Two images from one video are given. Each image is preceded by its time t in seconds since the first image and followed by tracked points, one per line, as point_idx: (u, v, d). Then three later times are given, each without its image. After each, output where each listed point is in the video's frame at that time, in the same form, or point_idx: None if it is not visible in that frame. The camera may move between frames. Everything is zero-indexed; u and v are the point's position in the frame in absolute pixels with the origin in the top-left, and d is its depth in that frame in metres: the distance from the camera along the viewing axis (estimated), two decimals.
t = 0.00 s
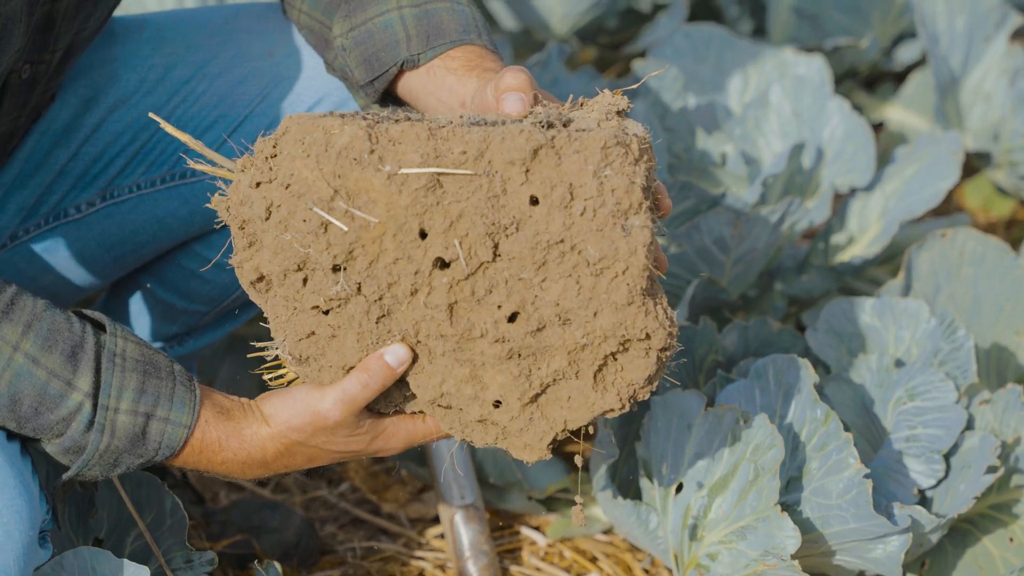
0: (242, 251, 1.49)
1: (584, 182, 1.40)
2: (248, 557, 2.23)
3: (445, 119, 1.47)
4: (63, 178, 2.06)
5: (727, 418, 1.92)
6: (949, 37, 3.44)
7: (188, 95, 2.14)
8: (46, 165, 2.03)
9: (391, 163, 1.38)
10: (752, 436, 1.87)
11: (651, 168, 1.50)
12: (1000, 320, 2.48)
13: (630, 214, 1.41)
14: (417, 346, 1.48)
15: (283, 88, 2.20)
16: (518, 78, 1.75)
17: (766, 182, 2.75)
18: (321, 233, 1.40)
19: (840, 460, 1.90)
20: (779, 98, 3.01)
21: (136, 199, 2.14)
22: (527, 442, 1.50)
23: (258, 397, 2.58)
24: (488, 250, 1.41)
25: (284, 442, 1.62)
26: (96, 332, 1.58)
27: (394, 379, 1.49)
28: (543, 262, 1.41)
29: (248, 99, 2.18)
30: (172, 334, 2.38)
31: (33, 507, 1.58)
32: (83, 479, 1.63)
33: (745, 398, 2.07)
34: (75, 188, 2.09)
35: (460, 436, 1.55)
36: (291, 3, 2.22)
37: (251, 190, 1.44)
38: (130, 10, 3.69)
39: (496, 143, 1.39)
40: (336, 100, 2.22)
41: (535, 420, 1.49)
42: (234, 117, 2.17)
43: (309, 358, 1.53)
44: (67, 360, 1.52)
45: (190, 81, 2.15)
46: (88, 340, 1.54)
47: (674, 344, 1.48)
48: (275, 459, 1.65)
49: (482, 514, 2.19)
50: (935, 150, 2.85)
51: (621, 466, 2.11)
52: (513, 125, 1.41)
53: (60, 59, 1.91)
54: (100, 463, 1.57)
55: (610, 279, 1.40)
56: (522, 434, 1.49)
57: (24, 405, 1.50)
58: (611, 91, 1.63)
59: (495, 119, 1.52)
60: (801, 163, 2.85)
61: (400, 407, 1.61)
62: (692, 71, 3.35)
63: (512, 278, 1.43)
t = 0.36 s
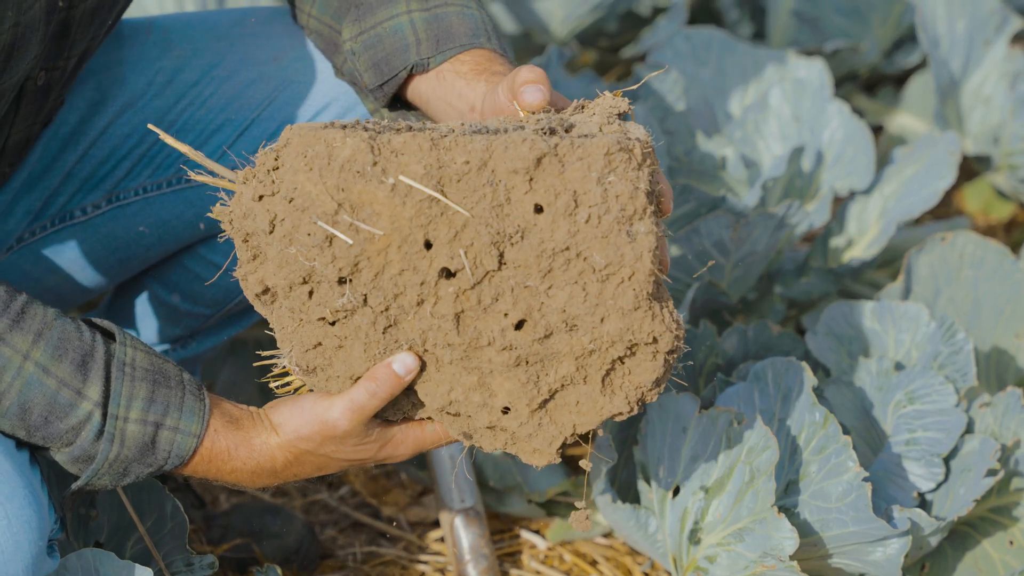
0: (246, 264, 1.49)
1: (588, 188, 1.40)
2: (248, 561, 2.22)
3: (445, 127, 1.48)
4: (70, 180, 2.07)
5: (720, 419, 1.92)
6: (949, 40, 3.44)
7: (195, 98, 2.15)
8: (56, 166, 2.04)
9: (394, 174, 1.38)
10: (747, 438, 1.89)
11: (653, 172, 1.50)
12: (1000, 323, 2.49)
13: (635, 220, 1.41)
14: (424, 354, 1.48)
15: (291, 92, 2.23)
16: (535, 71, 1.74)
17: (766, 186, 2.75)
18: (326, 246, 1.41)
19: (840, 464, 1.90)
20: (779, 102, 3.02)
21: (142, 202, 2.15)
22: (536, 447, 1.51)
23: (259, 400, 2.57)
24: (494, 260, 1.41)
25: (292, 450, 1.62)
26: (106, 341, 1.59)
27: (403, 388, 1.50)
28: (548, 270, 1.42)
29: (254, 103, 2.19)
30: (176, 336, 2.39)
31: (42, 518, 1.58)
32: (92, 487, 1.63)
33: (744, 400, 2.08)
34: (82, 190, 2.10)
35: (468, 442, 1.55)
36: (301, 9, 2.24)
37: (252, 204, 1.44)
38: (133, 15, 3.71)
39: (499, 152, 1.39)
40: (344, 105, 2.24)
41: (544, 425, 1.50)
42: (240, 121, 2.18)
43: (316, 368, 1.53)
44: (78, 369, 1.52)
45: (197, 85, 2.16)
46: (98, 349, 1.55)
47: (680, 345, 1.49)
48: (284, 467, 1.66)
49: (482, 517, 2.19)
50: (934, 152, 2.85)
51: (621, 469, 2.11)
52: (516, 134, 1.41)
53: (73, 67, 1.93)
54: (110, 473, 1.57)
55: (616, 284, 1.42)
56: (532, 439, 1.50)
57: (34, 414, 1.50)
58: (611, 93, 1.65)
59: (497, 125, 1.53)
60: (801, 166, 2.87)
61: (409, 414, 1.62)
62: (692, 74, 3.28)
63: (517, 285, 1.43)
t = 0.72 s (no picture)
0: (246, 260, 1.48)
1: (588, 178, 1.41)
2: (248, 564, 2.21)
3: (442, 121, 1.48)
4: (70, 182, 2.08)
5: (720, 421, 1.92)
6: (949, 42, 3.44)
7: (195, 100, 2.16)
8: (54, 170, 2.04)
9: (394, 168, 1.39)
10: (747, 440, 1.88)
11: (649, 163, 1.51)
12: (1000, 325, 2.49)
13: (635, 209, 1.43)
14: (425, 347, 1.49)
15: (290, 94, 2.22)
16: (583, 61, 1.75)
17: (766, 187, 2.75)
18: (328, 240, 1.41)
19: (841, 466, 1.91)
20: (779, 104, 3.03)
21: (143, 204, 2.15)
22: (538, 437, 1.52)
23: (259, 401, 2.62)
24: (495, 251, 1.42)
25: (295, 448, 1.63)
26: (107, 343, 1.59)
27: (404, 381, 1.49)
28: (550, 260, 1.43)
29: (254, 105, 2.19)
30: (176, 338, 2.39)
31: (43, 523, 1.58)
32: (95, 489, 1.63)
33: (744, 402, 2.07)
34: (81, 192, 2.10)
35: (470, 434, 1.56)
36: (302, 9, 2.28)
37: (252, 200, 1.43)
38: (133, 16, 3.72)
39: (499, 145, 1.40)
40: (345, 107, 2.24)
41: (546, 415, 1.51)
42: (239, 123, 2.18)
43: (317, 364, 1.53)
44: (79, 372, 1.52)
45: (197, 86, 2.17)
46: (100, 351, 1.55)
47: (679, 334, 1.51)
48: (287, 465, 1.66)
49: (482, 519, 2.20)
50: (934, 154, 2.85)
51: (621, 471, 2.11)
52: (515, 126, 1.41)
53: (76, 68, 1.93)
54: (113, 474, 1.57)
55: (617, 273, 1.43)
56: (534, 429, 1.51)
57: (37, 417, 1.51)
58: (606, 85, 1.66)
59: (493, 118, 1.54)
60: (801, 168, 2.88)
61: (409, 409, 1.62)
62: (692, 76, 3.26)
63: (519, 276, 1.44)
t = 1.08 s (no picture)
0: (242, 254, 1.49)
1: (586, 173, 1.41)
2: (248, 566, 2.22)
3: (439, 116, 1.48)
4: (70, 184, 2.07)
5: (724, 424, 1.93)
6: (948, 44, 3.44)
7: (195, 103, 2.17)
8: (53, 171, 2.03)
9: (394, 162, 1.38)
10: (748, 443, 1.88)
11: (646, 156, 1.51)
12: (1000, 326, 2.49)
13: (634, 204, 1.43)
14: (422, 341, 1.49)
15: (290, 97, 2.24)
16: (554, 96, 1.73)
17: (766, 189, 2.75)
18: (328, 235, 1.40)
19: (840, 467, 1.90)
20: (779, 105, 3.03)
21: (143, 207, 2.16)
22: (533, 430, 1.53)
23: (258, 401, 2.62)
24: (493, 245, 1.42)
25: (290, 440, 1.64)
26: (100, 338, 1.59)
27: (401, 374, 1.50)
28: (548, 253, 1.43)
29: (254, 108, 2.21)
30: (175, 341, 2.40)
31: (37, 522, 1.58)
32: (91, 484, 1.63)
33: (744, 403, 2.08)
34: (81, 195, 2.10)
35: (465, 427, 1.57)
36: (302, 17, 2.22)
37: (249, 194, 1.44)
38: (133, 18, 3.72)
39: (498, 139, 1.40)
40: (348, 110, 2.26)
41: (542, 408, 1.52)
42: (240, 126, 2.20)
43: (312, 358, 1.54)
44: (73, 366, 1.52)
45: (198, 89, 2.17)
46: (93, 345, 1.55)
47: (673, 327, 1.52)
48: (282, 457, 1.67)
49: (483, 521, 2.20)
50: (934, 156, 2.85)
51: (621, 472, 2.11)
52: (514, 120, 1.42)
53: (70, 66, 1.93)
54: (109, 468, 1.58)
55: (615, 267, 1.43)
56: (529, 422, 1.52)
57: (32, 411, 1.50)
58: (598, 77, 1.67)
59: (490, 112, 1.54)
60: (800, 170, 2.88)
61: (404, 402, 1.63)
62: (692, 77, 3.35)
63: (517, 270, 1.44)
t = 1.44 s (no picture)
0: (243, 269, 1.46)
1: (588, 181, 1.42)
2: (248, 568, 2.22)
3: (436, 125, 1.46)
4: (69, 186, 2.08)
5: (721, 425, 1.93)
6: (948, 48, 3.47)
7: (194, 105, 2.17)
8: (53, 174, 2.05)
9: (396, 176, 1.37)
10: (747, 445, 1.88)
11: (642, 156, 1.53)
12: (1000, 329, 2.48)
13: (636, 210, 1.44)
14: (427, 352, 1.48)
15: (288, 99, 2.23)
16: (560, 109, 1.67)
17: (765, 192, 2.75)
18: (332, 250, 1.38)
19: (841, 470, 1.90)
20: (779, 107, 3.04)
21: (142, 209, 2.15)
22: (538, 434, 1.54)
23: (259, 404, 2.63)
24: (497, 255, 1.42)
25: (292, 440, 1.64)
26: (100, 336, 1.60)
27: (415, 398, 1.51)
28: (552, 262, 1.44)
29: (253, 109, 2.21)
30: (174, 343, 2.41)
31: (36, 521, 1.58)
32: (91, 483, 1.63)
33: (744, 406, 2.08)
34: (82, 197, 2.11)
35: (469, 432, 1.57)
36: (300, 16, 2.27)
37: (249, 210, 1.41)
38: (133, 21, 3.72)
39: (499, 150, 1.39)
40: (342, 110, 2.24)
41: (546, 412, 1.52)
42: (239, 127, 2.20)
43: (316, 369, 1.52)
44: (74, 363, 1.53)
45: (197, 91, 2.18)
46: (93, 343, 1.56)
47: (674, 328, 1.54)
48: (282, 455, 1.68)
49: (482, 524, 2.20)
50: (934, 159, 2.85)
51: (621, 475, 2.11)
52: (514, 129, 1.41)
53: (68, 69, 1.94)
54: (110, 466, 1.58)
55: (618, 273, 1.43)
56: (535, 427, 1.53)
57: (32, 410, 1.50)
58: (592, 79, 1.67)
59: (487, 120, 1.53)
60: (801, 172, 2.87)
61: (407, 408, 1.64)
62: (692, 80, 3.36)
63: (520, 279, 1.44)
